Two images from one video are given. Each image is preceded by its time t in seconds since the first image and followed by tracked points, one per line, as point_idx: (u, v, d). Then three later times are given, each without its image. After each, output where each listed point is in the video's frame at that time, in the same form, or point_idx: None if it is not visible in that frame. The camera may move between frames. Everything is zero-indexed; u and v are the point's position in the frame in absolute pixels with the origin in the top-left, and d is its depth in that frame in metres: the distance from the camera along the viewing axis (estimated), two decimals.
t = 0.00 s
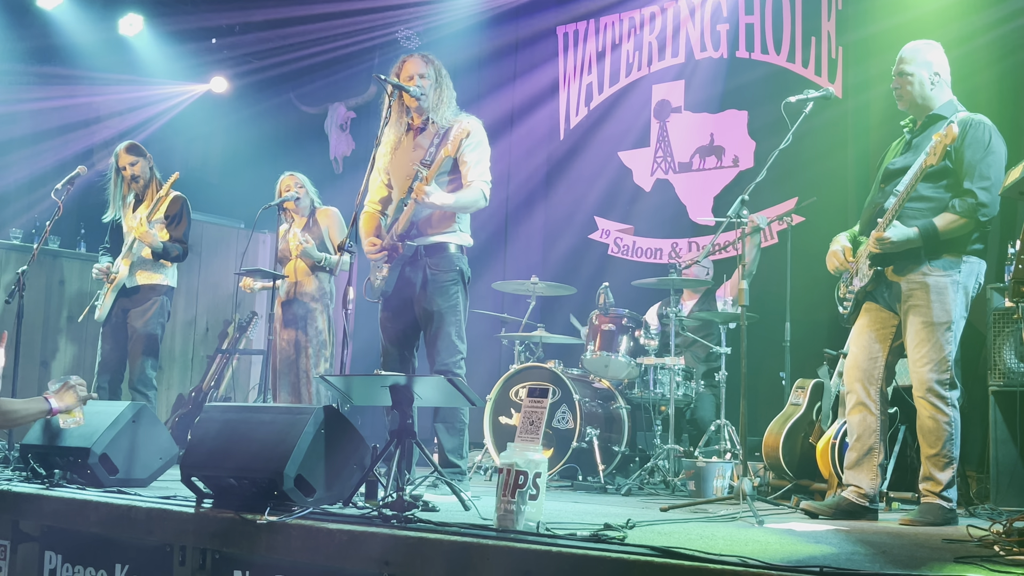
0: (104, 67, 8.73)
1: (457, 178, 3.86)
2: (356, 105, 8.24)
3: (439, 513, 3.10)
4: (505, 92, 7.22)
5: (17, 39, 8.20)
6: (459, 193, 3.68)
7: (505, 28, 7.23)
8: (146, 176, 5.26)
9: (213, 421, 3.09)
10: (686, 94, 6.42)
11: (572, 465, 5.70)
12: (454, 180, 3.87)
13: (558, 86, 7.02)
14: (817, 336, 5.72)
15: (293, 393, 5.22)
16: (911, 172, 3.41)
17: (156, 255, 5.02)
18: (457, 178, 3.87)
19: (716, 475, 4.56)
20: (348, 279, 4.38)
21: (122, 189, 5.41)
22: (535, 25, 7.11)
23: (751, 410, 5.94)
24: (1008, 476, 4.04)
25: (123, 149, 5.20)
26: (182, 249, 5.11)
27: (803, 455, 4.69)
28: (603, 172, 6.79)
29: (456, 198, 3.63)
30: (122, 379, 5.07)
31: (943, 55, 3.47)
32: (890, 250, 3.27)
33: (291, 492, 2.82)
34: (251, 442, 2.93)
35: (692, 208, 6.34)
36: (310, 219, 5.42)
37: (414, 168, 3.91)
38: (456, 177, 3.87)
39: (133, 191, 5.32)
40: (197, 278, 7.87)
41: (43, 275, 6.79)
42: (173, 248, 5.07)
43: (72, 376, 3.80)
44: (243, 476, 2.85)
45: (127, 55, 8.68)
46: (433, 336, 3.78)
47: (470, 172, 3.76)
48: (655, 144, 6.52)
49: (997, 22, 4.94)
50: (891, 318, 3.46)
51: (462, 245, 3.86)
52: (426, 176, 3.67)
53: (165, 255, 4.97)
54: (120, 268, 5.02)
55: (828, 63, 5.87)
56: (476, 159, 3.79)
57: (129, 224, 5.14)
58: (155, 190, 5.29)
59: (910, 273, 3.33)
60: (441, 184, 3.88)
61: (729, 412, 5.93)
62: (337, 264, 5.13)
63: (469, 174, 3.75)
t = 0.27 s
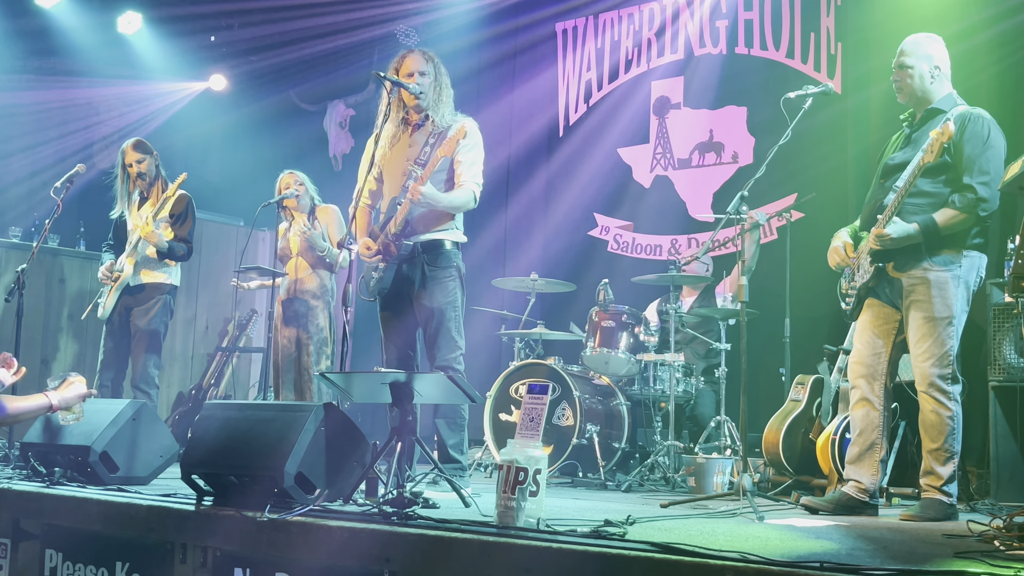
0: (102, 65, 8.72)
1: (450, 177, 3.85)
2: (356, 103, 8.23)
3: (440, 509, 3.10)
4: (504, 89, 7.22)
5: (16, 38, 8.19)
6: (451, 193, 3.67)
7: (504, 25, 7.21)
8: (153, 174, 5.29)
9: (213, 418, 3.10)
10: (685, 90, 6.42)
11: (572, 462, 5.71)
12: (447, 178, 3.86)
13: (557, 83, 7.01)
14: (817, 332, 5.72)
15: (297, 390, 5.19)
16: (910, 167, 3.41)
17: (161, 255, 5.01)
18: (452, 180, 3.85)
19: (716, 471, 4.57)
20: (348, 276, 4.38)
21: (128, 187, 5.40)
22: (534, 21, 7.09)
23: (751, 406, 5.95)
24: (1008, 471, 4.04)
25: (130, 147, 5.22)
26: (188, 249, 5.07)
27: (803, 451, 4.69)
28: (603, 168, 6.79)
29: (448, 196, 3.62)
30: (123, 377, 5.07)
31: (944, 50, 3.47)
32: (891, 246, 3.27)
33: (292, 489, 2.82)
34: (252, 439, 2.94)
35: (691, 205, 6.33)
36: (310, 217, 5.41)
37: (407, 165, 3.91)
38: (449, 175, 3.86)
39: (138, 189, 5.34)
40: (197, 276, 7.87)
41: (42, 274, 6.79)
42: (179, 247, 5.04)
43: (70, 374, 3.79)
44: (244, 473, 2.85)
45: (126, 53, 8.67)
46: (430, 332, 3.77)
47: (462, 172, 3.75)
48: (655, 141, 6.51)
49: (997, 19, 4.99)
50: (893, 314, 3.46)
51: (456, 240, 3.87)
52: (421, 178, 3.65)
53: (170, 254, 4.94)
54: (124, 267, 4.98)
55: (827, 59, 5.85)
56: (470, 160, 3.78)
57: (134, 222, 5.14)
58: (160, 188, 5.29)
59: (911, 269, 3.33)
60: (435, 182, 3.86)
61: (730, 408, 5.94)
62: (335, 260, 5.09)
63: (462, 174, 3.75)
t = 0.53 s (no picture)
0: (100, 61, 8.70)
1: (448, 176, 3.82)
2: (354, 98, 8.22)
3: (439, 505, 3.10)
4: (503, 84, 7.20)
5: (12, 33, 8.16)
6: (455, 195, 3.66)
7: (502, 19, 7.18)
8: (155, 170, 5.27)
9: (211, 414, 3.10)
10: (684, 85, 6.40)
11: (571, 457, 5.71)
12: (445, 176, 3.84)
13: (556, 78, 7.00)
14: (816, 326, 5.73)
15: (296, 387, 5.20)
16: (907, 163, 3.41)
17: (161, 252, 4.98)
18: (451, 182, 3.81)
19: (714, 466, 4.57)
20: (347, 272, 4.37)
21: (130, 182, 5.40)
22: (532, 16, 7.07)
23: (750, 400, 5.95)
24: (1007, 465, 4.05)
25: (133, 141, 5.22)
26: (188, 247, 5.05)
27: (801, 446, 4.70)
28: (601, 163, 6.78)
29: (456, 201, 3.61)
30: (122, 373, 5.07)
31: (937, 43, 3.46)
32: (889, 243, 3.27)
33: (290, 485, 2.82)
34: (250, 435, 2.93)
35: (690, 199, 6.33)
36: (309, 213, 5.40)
37: (404, 162, 3.88)
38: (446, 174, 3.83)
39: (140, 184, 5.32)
40: (195, 272, 7.86)
41: (40, 270, 6.78)
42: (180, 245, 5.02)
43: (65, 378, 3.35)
44: (242, 468, 2.85)
45: (123, 49, 8.65)
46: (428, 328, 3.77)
47: (464, 172, 3.73)
48: (653, 136, 6.51)
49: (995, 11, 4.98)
50: (891, 309, 3.46)
51: (455, 236, 3.87)
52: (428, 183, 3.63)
53: (170, 251, 4.91)
54: (124, 263, 4.99)
55: (826, 53, 5.84)
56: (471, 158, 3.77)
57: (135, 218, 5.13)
58: (162, 184, 5.28)
59: (909, 264, 3.32)
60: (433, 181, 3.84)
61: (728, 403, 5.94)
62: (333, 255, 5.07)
63: (463, 173, 3.72)
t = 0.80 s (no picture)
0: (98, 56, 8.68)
1: (448, 171, 3.81)
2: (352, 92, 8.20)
3: (438, 499, 3.11)
4: (501, 78, 7.18)
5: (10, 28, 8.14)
6: (452, 187, 3.66)
7: (500, 13, 7.13)
8: (154, 164, 5.24)
9: (210, 409, 3.10)
10: (683, 79, 6.39)
11: (570, 451, 5.72)
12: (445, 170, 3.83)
13: (555, 72, 6.98)
14: (815, 321, 5.73)
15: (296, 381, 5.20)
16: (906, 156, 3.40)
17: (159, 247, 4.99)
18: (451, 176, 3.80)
19: (713, 460, 4.57)
20: (345, 266, 4.36)
21: (128, 177, 5.38)
22: (531, 9, 7.04)
23: (749, 395, 5.96)
24: (1005, 459, 4.06)
25: (132, 137, 5.17)
26: (186, 242, 5.06)
27: (800, 440, 4.70)
28: (600, 158, 6.77)
29: (451, 192, 3.62)
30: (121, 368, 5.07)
31: (938, 35, 3.45)
32: (887, 236, 3.27)
33: (290, 479, 2.82)
34: (250, 430, 2.93)
35: (689, 194, 6.33)
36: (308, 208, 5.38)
37: (404, 157, 3.88)
38: (446, 168, 3.82)
39: (138, 179, 5.30)
40: (194, 267, 7.85)
41: (39, 265, 6.77)
42: (177, 240, 5.02)
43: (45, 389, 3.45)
44: (241, 463, 2.85)
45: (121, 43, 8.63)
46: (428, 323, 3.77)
47: (462, 164, 3.71)
48: (652, 130, 6.50)
49: (994, 5, 4.97)
50: (889, 303, 3.46)
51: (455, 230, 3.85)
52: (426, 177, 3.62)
53: (168, 246, 4.93)
54: (122, 258, 4.99)
55: (825, 47, 5.82)
56: (471, 151, 3.75)
57: (134, 213, 5.12)
58: (161, 179, 5.27)
59: (907, 258, 3.32)
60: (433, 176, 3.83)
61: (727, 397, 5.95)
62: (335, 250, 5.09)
63: (462, 166, 3.71)
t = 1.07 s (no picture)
0: (95, 49, 8.65)
1: (444, 166, 3.80)
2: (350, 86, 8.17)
3: (435, 493, 3.11)
4: (499, 72, 7.16)
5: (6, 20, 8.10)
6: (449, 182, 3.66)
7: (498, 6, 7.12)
8: (150, 157, 5.23)
9: (207, 403, 3.09)
10: (680, 73, 6.38)
11: (568, 445, 5.72)
12: (443, 167, 3.81)
13: (552, 66, 6.96)
14: (812, 316, 5.73)
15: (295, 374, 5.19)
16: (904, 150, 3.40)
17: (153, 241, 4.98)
18: (448, 171, 3.79)
19: (711, 454, 4.57)
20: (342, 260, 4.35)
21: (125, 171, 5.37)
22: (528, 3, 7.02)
23: (746, 389, 5.96)
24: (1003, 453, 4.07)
25: (128, 130, 5.19)
26: (181, 235, 5.02)
27: (797, 434, 4.71)
28: (598, 152, 6.76)
29: (447, 187, 3.62)
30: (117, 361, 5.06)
31: (926, 31, 3.46)
32: (884, 230, 3.27)
33: (287, 473, 2.82)
34: (246, 424, 2.93)
35: (687, 188, 6.32)
36: (305, 201, 5.34)
37: (403, 152, 3.86)
38: (444, 163, 3.81)
39: (134, 172, 5.29)
40: (191, 260, 7.84)
41: (36, 259, 6.76)
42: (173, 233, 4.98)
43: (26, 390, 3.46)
44: (238, 457, 2.85)
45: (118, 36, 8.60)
46: (426, 317, 3.77)
47: (460, 158, 3.71)
48: (650, 124, 6.49)
49: None
50: (886, 297, 3.46)
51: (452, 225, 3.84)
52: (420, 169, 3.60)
53: (162, 240, 4.89)
54: (116, 251, 4.97)
55: (823, 42, 5.81)
56: (468, 144, 3.73)
57: (130, 207, 5.12)
58: (157, 172, 5.25)
59: (905, 252, 3.32)
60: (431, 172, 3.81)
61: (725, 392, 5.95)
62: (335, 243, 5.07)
63: (460, 160, 3.70)
